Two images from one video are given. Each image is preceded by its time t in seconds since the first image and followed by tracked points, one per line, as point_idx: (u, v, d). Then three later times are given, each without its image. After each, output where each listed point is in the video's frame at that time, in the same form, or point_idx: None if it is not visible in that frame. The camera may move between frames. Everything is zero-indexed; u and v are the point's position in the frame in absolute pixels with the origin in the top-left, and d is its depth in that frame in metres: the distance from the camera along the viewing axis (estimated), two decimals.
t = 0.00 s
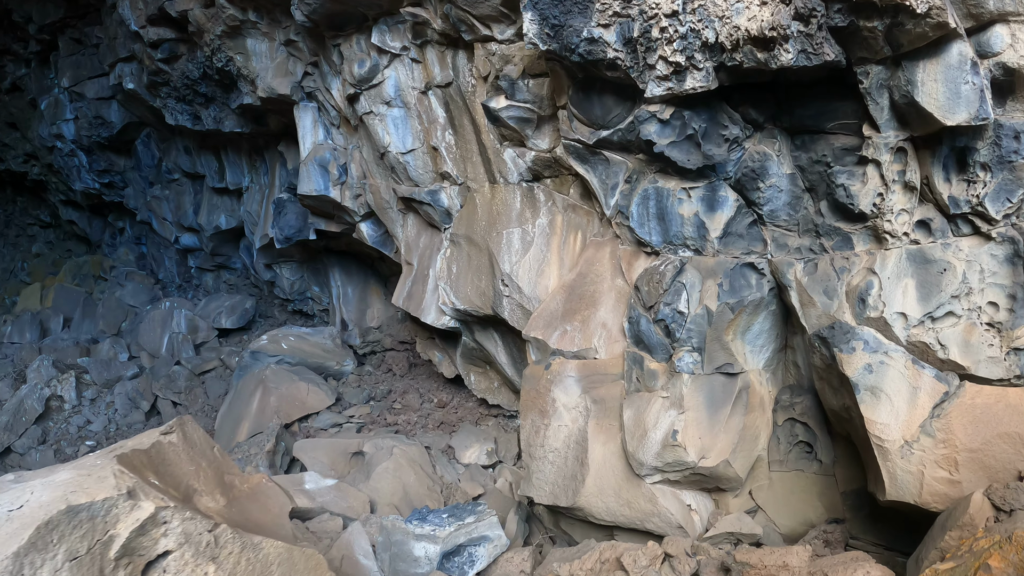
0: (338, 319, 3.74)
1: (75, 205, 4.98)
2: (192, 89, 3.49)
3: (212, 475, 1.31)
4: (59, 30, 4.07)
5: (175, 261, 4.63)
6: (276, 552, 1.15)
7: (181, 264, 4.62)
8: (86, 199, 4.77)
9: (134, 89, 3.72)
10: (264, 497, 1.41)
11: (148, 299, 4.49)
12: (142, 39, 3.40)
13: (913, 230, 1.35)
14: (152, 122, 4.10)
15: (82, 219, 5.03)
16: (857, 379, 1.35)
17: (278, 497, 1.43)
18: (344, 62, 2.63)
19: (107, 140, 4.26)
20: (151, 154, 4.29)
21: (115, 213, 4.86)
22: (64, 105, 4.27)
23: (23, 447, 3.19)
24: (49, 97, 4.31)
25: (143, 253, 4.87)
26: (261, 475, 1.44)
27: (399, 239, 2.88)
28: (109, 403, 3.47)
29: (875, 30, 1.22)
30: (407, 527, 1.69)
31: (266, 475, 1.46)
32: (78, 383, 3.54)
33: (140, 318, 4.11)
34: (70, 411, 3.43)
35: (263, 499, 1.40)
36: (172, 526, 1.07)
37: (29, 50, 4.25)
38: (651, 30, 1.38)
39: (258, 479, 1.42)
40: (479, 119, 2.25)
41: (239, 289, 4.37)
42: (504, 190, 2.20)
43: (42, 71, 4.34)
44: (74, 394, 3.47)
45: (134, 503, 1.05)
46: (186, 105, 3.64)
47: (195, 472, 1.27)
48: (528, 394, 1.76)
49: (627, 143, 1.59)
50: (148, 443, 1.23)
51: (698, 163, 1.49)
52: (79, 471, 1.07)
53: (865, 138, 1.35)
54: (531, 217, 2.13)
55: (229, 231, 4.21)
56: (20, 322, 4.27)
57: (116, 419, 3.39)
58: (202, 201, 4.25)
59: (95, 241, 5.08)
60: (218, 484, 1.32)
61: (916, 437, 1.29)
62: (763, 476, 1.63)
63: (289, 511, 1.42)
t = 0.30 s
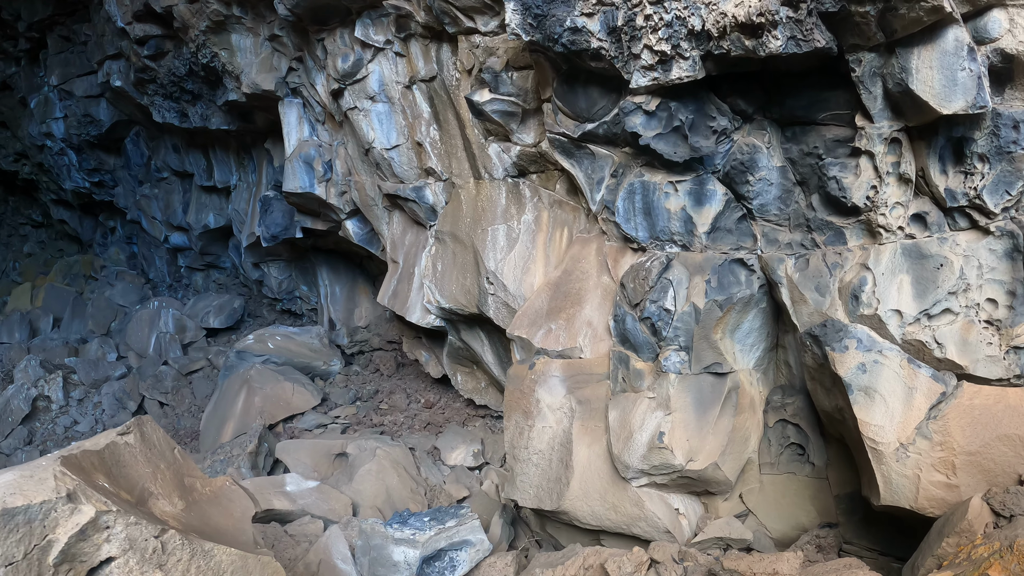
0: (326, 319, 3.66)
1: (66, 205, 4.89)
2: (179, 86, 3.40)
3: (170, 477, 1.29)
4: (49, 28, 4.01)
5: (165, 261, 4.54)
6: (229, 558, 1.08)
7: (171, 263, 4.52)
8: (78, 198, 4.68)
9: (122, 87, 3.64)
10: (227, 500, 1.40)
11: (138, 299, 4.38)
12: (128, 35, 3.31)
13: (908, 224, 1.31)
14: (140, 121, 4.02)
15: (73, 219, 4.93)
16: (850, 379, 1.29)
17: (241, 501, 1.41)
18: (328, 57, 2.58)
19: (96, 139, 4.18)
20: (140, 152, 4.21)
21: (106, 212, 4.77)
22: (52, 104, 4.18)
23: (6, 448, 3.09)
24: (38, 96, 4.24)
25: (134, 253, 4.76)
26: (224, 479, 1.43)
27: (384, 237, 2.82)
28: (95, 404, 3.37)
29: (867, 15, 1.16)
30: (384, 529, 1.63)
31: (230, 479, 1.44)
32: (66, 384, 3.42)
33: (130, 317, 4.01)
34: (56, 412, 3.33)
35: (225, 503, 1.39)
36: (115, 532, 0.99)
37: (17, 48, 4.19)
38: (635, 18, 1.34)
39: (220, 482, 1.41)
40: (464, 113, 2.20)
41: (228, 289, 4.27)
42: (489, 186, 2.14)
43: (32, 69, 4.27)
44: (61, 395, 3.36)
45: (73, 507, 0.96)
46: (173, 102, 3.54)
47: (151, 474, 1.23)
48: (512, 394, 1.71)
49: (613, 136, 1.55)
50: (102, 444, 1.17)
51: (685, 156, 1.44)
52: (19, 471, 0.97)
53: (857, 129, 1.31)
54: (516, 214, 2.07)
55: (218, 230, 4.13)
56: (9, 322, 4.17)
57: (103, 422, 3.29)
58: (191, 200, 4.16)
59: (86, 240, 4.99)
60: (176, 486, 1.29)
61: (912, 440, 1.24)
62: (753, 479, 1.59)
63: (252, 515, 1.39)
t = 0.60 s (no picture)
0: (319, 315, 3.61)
1: (60, 202, 4.83)
2: (171, 80, 3.35)
3: (145, 467, 1.25)
4: (42, 23, 3.96)
5: (159, 258, 4.48)
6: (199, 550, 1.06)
7: (165, 261, 4.47)
8: (72, 197, 4.61)
9: (115, 82, 3.60)
10: (205, 492, 1.39)
11: (131, 296, 4.31)
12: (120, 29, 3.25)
13: (911, 210, 1.27)
14: (134, 117, 3.97)
15: (68, 217, 4.87)
16: (852, 369, 1.26)
17: (220, 492, 1.41)
18: (320, 47, 2.53)
19: (89, 135, 4.13)
20: (133, 148, 4.15)
21: (101, 210, 4.71)
22: (46, 101, 4.12)
23: None
24: (31, 92, 4.18)
25: (128, 251, 4.70)
26: (201, 470, 1.42)
27: (377, 230, 2.78)
28: (87, 402, 3.29)
29: None
30: (374, 526, 1.59)
31: (207, 470, 1.44)
32: (57, 382, 3.34)
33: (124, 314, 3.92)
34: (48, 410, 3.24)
35: (203, 495, 1.37)
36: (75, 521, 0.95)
37: (11, 44, 4.14)
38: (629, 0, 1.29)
39: (198, 474, 1.40)
40: (456, 103, 2.16)
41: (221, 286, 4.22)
42: (483, 177, 2.10)
43: (26, 66, 4.22)
44: (53, 393, 3.27)
45: (33, 492, 0.92)
46: (166, 97, 3.49)
47: (123, 464, 1.19)
48: (505, 388, 1.67)
49: (608, 124, 1.51)
50: (72, 430, 1.13)
51: (682, 141, 1.40)
52: None
53: (858, 112, 1.27)
54: (510, 205, 2.03)
55: (211, 226, 4.08)
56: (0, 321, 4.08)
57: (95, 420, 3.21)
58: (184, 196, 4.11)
59: (80, 239, 4.92)
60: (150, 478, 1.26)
61: (917, 431, 1.21)
62: (752, 474, 1.55)
63: (230, 507, 1.39)
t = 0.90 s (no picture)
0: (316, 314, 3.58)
1: (57, 201, 4.79)
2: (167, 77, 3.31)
3: (133, 468, 1.24)
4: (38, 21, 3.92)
5: (156, 257, 4.45)
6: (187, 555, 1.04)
7: (162, 260, 4.44)
8: (68, 196, 4.57)
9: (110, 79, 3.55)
10: (195, 494, 1.37)
11: (128, 295, 4.27)
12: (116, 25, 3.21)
13: (919, 204, 1.25)
14: (130, 115, 3.94)
15: (64, 216, 4.83)
16: (860, 366, 1.23)
17: (211, 495, 1.39)
18: (317, 42, 2.50)
19: (86, 133, 4.09)
20: (130, 146, 4.11)
21: (97, 209, 4.68)
22: (42, 99, 4.09)
23: None
24: (27, 91, 4.15)
25: (125, 250, 4.67)
26: (192, 472, 1.41)
27: (374, 228, 2.75)
28: (82, 402, 3.25)
29: None
30: (372, 529, 1.57)
31: (198, 472, 1.43)
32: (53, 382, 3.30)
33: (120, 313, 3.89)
34: (43, 409, 3.21)
35: (193, 497, 1.36)
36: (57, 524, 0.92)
37: (6, 42, 4.10)
38: None
39: (189, 475, 1.39)
40: (455, 98, 2.13)
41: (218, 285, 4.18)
42: (482, 173, 2.07)
43: (22, 64, 4.18)
44: (48, 392, 3.23)
45: (11, 495, 0.88)
46: (162, 94, 3.45)
47: (111, 464, 1.17)
48: (505, 387, 1.64)
49: (609, 117, 1.48)
50: (58, 430, 1.12)
51: (685, 135, 1.38)
52: None
53: (866, 104, 1.25)
54: (509, 202, 2.00)
55: (208, 225, 4.05)
56: None
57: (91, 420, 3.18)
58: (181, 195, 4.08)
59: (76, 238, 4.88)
60: (138, 478, 1.24)
61: (927, 430, 1.18)
62: (756, 474, 1.53)
63: (222, 509, 1.37)
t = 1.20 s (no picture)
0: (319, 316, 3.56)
1: (59, 202, 4.77)
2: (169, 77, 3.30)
3: (133, 483, 1.23)
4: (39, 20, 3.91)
5: (157, 258, 4.44)
6: None
7: (164, 261, 4.42)
8: (70, 197, 4.56)
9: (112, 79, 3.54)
10: (198, 509, 1.36)
11: (130, 297, 4.26)
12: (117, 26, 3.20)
13: (934, 209, 1.23)
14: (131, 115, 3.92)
15: (66, 216, 4.82)
16: (875, 375, 1.21)
17: (215, 509, 1.38)
18: (320, 43, 2.49)
19: (88, 134, 4.08)
20: (131, 147, 4.10)
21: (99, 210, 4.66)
22: (43, 99, 4.07)
23: None
24: (29, 91, 4.14)
25: (127, 251, 4.66)
26: (195, 485, 1.39)
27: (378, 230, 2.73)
28: (84, 404, 3.23)
29: None
30: (377, 538, 1.55)
31: (201, 485, 1.40)
32: (55, 384, 3.28)
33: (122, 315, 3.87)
34: (45, 411, 3.18)
35: (196, 512, 1.35)
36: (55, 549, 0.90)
37: (7, 42, 4.09)
38: None
39: (191, 489, 1.37)
40: (460, 99, 2.11)
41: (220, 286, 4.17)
42: (487, 175, 2.05)
43: (24, 64, 4.17)
44: (50, 394, 3.21)
45: (8, 519, 0.86)
46: (164, 95, 3.44)
47: (111, 480, 1.16)
48: (511, 393, 1.63)
49: (617, 120, 1.47)
50: (57, 446, 1.10)
51: (695, 138, 1.36)
52: None
53: (879, 108, 1.23)
54: (515, 204, 1.98)
55: (210, 226, 4.03)
56: None
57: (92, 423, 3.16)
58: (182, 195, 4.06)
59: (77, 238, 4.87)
60: (139, 494, 1.23)
61: (942, 440, 1.16)
62: (766, 481, 1.51)
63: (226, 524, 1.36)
